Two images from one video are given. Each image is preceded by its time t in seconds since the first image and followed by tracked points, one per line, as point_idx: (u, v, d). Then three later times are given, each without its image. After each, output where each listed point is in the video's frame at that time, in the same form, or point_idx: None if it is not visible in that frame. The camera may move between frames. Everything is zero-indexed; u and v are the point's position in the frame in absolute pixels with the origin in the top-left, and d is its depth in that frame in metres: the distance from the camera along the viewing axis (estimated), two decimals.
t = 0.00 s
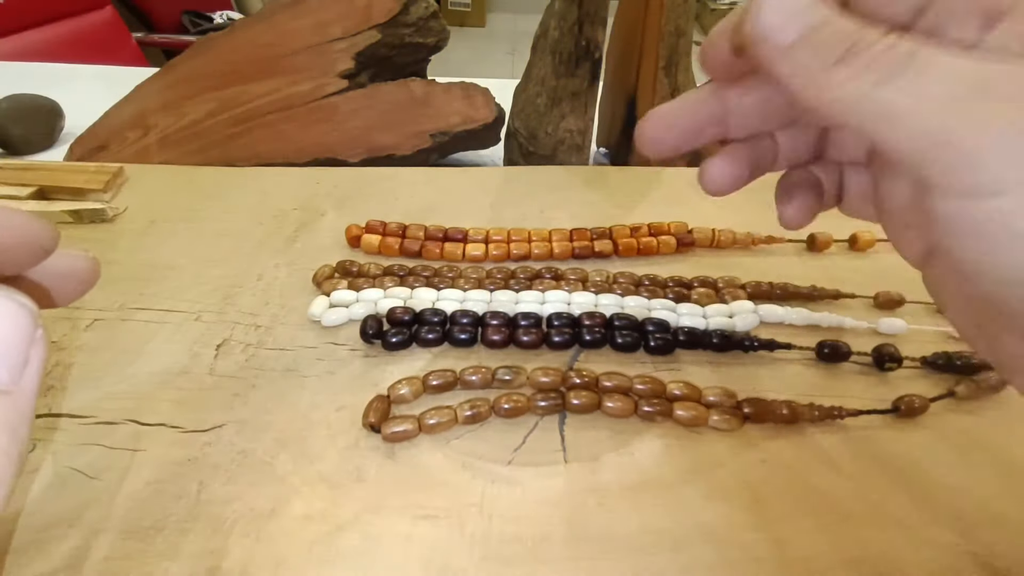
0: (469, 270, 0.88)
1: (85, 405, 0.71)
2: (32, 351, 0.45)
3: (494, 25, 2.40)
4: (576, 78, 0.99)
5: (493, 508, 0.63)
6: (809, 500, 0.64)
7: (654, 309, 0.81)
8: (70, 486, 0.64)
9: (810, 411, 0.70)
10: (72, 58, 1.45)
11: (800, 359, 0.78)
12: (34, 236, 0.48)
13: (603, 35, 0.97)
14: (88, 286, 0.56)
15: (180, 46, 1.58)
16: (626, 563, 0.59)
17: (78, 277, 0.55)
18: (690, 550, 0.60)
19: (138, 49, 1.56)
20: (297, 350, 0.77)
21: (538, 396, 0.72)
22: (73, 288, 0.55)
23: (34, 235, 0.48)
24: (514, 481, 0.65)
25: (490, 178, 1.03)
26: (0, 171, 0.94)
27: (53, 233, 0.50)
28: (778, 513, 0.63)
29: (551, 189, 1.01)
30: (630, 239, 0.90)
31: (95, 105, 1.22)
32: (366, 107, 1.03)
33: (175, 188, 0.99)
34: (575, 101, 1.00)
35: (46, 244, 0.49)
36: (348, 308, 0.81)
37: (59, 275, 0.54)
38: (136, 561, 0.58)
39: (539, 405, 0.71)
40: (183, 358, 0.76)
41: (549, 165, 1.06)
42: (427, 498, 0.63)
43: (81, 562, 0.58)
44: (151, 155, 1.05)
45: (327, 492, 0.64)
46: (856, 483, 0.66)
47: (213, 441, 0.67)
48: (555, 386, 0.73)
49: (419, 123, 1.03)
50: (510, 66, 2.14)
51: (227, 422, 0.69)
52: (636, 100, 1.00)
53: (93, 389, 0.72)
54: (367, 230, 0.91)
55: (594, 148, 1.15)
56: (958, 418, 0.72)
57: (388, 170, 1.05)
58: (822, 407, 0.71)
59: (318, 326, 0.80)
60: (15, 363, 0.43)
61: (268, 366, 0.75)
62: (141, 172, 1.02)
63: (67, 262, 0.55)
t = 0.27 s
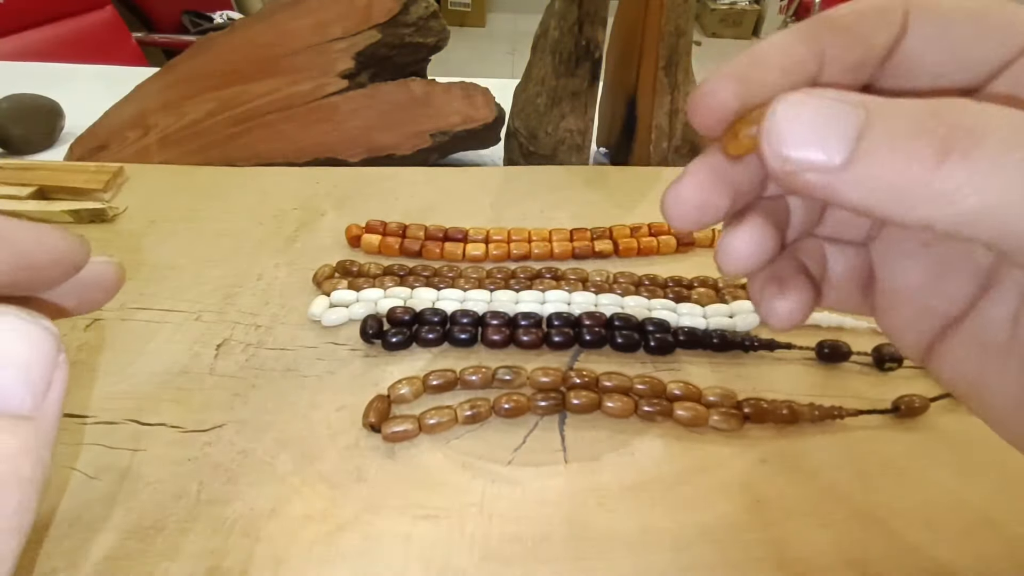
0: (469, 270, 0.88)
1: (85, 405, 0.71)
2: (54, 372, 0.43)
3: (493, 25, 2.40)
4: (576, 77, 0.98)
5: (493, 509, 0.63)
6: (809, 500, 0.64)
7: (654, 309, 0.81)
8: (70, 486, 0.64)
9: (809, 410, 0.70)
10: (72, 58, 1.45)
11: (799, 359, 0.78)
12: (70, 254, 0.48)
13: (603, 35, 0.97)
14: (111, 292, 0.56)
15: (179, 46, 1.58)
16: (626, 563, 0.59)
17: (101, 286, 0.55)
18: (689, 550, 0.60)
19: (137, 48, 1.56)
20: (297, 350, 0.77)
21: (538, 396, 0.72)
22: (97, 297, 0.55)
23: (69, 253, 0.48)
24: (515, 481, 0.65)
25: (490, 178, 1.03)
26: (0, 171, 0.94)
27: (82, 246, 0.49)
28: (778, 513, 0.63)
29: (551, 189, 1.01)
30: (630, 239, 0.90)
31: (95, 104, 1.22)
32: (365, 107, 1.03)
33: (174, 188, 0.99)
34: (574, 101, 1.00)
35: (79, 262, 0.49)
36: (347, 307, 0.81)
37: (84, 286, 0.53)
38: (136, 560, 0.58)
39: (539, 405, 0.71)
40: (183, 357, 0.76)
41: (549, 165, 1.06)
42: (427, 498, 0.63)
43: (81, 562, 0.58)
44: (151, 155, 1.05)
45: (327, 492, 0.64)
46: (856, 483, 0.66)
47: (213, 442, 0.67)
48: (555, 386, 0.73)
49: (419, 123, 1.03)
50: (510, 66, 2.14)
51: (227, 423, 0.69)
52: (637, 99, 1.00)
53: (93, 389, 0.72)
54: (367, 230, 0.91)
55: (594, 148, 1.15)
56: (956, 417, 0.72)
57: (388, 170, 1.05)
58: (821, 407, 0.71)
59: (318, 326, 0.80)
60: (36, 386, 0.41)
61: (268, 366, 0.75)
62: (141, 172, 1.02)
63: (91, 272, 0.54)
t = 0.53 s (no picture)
0: (469, 270, 0.88)
1: (85, 405, 0.71)
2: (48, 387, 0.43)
3: (493, 25, 2.40)
4: (576, 77, 0.98)
5: (493, 508, 0.63)
6: (809, 499, 0.64)
7: (654, 310, 0.81)
8: (70, 486, 0.64)
9: (809, 410, 0.70)
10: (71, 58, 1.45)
11: (799, 358, 0.78)
12: (75, 262, 0.49)
13: (603, 34, 0.97)
14: (123, 301, 0.58)
15: (179, 45, 1.58)
16: (627, 563, 0.59)
17: (112, 294, 0.57)
18: (690, 550, 0.60)
19: (137, 48, 1.56)
20: (297, 350, 0.77)
21: (538, 396, 0.72)
22: (108, 303, 0.57)
23: (75, 260, 0.49)
24: (515, 481, 0.65)
25: (490, 178, 1.03)
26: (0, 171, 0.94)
27: (89, 258, 0.51)
28: (779, 513, 0.63)
29: (551, 189, 1.01)
30: (630, 238, 0.90)
31: (95, 104, 1.22)
32: (365, 107, 1.03)
33: (174, 188, 0.99)
34: (574, 101, 0.99)
35: (84, 268, 0.50)
36: (348, 307, 0.81)
37: (94, 292, 0.56)
38: (136, 560, 0.58)
39: (539, 405, 0.71)
40: (183, 357, 0.76)
41: (549, 165, 1.06)
42: (427, 498, 0.63)
43: (81, 562, 0.58)
44: (151, 155, 1.05)
45: (327, 492, 0.63)
46: (857, 483, 0.66)
47: (213, 442, 0.67)
48: (555, 385, 0.73)
49: (419, 123, 1.03)
50: (509, 66, 2.14)
51: (227, 423, 0.69)
52: (637, 100, 1.00)
53: (93, 389, 0.72)
54: (368, 230, 0.91)
55: (594, 148, 1.15)
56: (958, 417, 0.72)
57: (388, 170, 1.05)
58: (821, 406, 0.71)
59: (318, 326, 0.80)
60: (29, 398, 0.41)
61: (268, 366, 0.75)
62: (141, 172, 1.02)
63: (103, 279, 0.56)
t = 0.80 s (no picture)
0: (469, 270, 0.88)
1: (85, 405, 0.71)
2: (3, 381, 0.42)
3: (493, 26, 2.40)
4: (576, 77, 0.98)
5: (493, 508, 0.63)
6: (809, 500, 0.64)
7: (654, 310, 0.81)
8: (70, 487, 0.64)
9: (809, 410, 0.70)
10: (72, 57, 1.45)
11: (800, 358, 0.78)
12: (37, 260, 0.49)
13: (603, 34, 0.97)
14: (97, 301, 0.58)
15: (179, 45, 1.58)
16: (626, 563, 0.59)
17: (86, 296, 0.58)
18: (690, 550, 0.60)
19: (137, 48, 1.56)
20: (297, 350, 0.77)
21: (537, 396, 0.71)
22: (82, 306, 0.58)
23: (37, 258, 0.49)
24: (515, 481, 0.65)
25: (490, 177, 1.03)
26: (0, 171, 0.94)
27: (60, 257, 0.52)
28: (779, 513, 0.63)
29: (551, 189, 1.01)
30: (630, 239, 0.90)
31: (95, 105, 1.22)
32: (366, 107, 1.03)
33: (174, 188, 0.99)
34: (574, 101, 1.00)
35: (48, 266, 0.50)
36: (348, 307, 0.81)
37: (68, 292, 0.56)
38: (136, 560, 0.58)
39: (539, 405, 0.71)
40: (183, 358, 0.76)
41: (549, 165, 1.06)
42: (426, 498, 0.63)
43: (80, 562, 0.58)
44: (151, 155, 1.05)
45: (328, 492, 0.63)
46: (857, 483, 0.66)
47: (213, 442, 0.67)
48: (555, 385, 0.73)
49: (419, 123, 1.03)
50: (509, 66, 2.14)
51: (227, 423, 0.69)
52: (637, 100, 1.00)
53: (93, 389, 0.72)
54: (368, 230, 0.91)
55: (594, 148, 1.15)
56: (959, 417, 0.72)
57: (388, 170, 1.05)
58: (822, 406, 0.71)
59: (318, 326, 0.80)
60: None
61: (268, 366, 0.75)
62: (141, 172, 1.02)
63: (77, 280, 0.57)
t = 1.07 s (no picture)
0: (469, 270, 0.88)
1: (85, 405, 0.71)
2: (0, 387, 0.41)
3: (493, 26, 2.40)
4: (576, 77, 0.99)
5: (493, 508, 0.63)
6: (808, 500, 0.64)
7: (654, 310, 0.81)
8: (71, 486, 0.64)
9: (809, 410, 0.70)
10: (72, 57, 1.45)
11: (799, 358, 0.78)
12: (31, 258, 0.47)
13: (603, 35, 0.97)
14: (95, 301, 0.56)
15: (179, 45, 1.59)
16: (626, 563, 0.59)
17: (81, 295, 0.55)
18: (690, 549, 0.60)
19: (136, 48, 1.56)
20: (297, 349, 0.77)
21: (538, 397, 0.72)
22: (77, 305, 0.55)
23: (31, 257, 0.47)
24: (515, 481, 0.65)
25: (490, 177, 1.03)
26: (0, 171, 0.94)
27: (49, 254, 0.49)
28: (778, 513, 0.63)
29: (551, 189, 1.01)
30: (630, 239, 0.90)
31: (95, 104, 1.22)
32: (366, 107, 1.03)
33: (174, 188, 0.99)
34: (574, 101, 1.00)
35: (44, 266, 0.48)
36: (348, 307, 0.81)
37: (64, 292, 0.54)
38: (136, 561, 0.58)
39: (539, 405, 0.71)
40: (183, 357, 0.76)
41: (549, 165, 1.06)
42: (426, 498, 0.63)
43: (80, 562, 0.58)
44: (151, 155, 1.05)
45: (327, 492, 0.64)
46: (856, 482, 0.66)
47: (213, 441, 0.67)
48: (555, 385, 0.73)
49: (419, 123, 1.03)
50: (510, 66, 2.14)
51: (227, 422, 0.69)
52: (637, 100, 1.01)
53: (93, 389, 0.72)
54: (368, 230, 0.91)
55: (594, 148, 1.16)
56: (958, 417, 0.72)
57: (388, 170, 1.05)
58: (821, 406, 0.71)
59: (318, 326, 0.80)
60: None
61: (268, 366, 0.75)
62: (141, 172, 1.02)
63: (70, 280, 0.54)
